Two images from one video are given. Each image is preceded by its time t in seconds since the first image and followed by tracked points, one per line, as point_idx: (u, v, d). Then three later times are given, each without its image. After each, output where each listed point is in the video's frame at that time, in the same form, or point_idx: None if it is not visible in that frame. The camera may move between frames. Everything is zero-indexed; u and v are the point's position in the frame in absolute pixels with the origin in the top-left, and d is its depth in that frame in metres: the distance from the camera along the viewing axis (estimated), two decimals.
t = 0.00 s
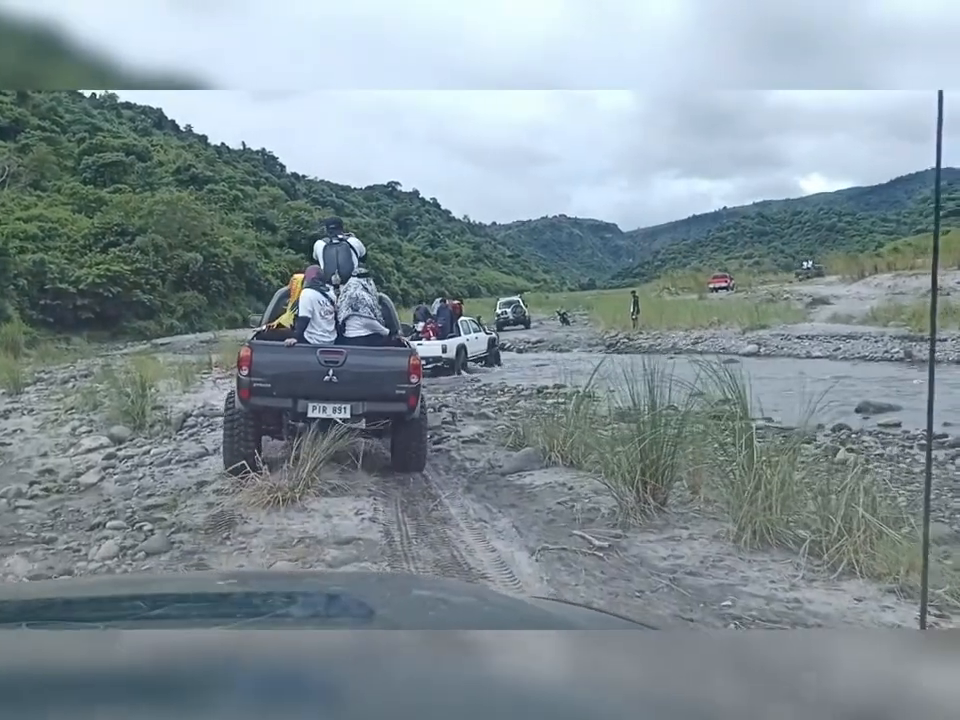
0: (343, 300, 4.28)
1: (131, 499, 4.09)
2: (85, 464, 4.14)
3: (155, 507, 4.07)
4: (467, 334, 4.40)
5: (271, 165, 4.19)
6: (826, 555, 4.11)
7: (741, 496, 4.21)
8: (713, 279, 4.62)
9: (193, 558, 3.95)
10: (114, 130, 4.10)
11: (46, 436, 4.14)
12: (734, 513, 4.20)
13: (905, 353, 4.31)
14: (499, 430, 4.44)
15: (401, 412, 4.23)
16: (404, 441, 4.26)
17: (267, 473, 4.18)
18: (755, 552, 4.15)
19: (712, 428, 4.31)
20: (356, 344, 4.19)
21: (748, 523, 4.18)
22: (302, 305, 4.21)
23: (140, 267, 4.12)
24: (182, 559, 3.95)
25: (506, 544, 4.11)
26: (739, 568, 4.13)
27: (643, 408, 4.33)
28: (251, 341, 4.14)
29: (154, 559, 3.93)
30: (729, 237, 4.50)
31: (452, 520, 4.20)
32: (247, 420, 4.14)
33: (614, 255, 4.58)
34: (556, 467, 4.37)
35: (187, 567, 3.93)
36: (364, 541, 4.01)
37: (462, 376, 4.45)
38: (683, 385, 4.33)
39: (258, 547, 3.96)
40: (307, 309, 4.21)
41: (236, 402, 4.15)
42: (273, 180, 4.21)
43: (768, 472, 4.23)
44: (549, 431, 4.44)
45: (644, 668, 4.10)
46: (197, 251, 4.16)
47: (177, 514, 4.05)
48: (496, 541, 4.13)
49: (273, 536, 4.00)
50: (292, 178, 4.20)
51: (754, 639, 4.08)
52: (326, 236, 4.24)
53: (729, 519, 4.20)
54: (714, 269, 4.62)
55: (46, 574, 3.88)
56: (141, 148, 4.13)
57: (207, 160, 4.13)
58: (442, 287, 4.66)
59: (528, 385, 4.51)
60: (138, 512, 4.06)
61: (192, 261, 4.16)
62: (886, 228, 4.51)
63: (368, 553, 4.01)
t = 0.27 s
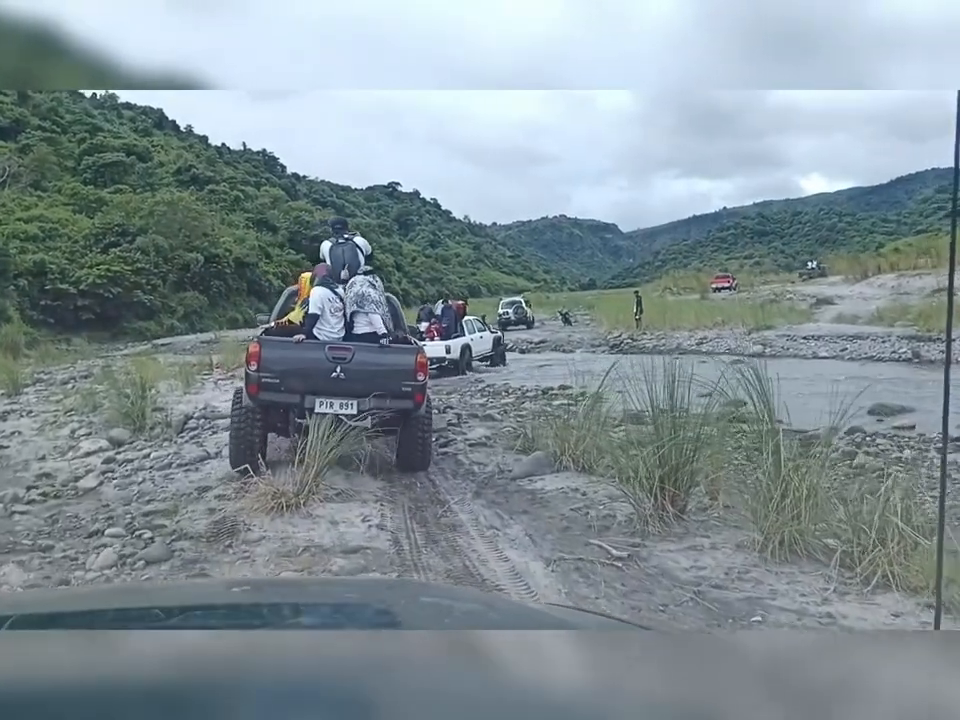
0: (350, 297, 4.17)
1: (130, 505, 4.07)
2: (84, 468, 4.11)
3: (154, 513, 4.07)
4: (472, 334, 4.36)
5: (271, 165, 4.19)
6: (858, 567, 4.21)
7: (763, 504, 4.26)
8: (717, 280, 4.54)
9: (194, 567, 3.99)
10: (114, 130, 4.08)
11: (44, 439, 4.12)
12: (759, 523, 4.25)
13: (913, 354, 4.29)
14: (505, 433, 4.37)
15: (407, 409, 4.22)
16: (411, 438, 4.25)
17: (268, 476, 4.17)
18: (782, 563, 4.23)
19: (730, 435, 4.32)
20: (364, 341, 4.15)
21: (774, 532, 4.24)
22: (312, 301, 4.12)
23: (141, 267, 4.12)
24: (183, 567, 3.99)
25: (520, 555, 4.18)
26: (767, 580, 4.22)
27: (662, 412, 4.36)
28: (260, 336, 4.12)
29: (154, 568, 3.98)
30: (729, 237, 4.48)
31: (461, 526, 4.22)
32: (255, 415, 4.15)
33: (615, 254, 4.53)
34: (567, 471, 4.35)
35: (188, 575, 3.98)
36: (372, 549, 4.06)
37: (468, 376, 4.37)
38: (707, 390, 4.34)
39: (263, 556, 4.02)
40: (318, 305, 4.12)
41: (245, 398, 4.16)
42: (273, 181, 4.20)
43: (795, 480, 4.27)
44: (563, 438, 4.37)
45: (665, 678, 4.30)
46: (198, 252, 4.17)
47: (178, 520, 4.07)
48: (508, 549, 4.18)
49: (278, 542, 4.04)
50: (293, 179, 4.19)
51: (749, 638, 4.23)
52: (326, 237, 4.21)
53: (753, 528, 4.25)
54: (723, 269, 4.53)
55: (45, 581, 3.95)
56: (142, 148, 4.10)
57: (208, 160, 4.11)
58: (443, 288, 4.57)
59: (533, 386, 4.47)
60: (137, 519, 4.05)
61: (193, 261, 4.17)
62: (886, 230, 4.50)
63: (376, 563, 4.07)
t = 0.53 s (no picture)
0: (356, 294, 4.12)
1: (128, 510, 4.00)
2: (81, 471, 4.05)
3: (153, 520, 3.98)
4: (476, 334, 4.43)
5: (270, 165, 4.19)
6: (893, 579, 3.99)
7: (790, 512, 4.08)
8: (717, 279, 4.58)
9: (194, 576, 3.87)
10: (113, 130, 4.07)
11: (40, 441, 4.06)
12: (786, 530, 4.07)
13: (920, 353, 4.28)
14: (511, 433, 4.37)
15: (412, 407, 4.16)
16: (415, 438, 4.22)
17: (270, 480, 4.11)
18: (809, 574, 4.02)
19: (753, 435, 4.17)
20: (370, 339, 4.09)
21: (800, 542, 4.05)
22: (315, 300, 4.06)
23: (140, 268, 4.08)
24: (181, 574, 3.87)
25: (534, 562, 4.03)
26: (796, 592, 4.00)
27: (682, 414, 4.22)
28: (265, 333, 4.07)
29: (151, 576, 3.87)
30: (729, 237, 4.48)
31: (471, 533, 4.10)
32: (258, 413, 4.11)
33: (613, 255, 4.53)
34: (579, 475, 4.30)
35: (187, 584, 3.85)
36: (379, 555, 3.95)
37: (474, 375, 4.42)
38: (729, 391, 4.19)
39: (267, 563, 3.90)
40: (322, 303, 4.06)
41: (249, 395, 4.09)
42: (273, 181, 4.20)
43: (825, 487, 4.09)
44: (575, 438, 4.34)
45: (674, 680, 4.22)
46: (198, 252, 4.13)
47: (176, 526, 3.98)
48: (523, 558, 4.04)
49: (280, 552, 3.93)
50: (292, 179, 4.20)
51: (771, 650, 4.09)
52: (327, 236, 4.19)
53: (779, 537, 4.07)
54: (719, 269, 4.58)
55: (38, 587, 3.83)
56: (141, 148, 4.09)
57: (207, 160, 4.09)
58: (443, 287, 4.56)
59: (538, 386, 4.44)
60: (135, 526, 3.97)
61: (193, 262, 4.13)
62: (886, 230, 4.55)
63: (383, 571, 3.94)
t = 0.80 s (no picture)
0: (362, 292, 4.23)
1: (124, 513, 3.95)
2: (76, 471, 4.02)
3: (148, 524, 3.92)
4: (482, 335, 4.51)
5: (270, 163, 4.13)
6: (927, 591, 3.84)
7: (817, 524, 3.94)
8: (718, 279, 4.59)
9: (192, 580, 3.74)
10: (112, 128, 4.00)
11: (36, 441, 4.03)
12: (811, 538, 3.94)
13: (925, 353, 4.38)
14: (516, 434, 4.43)
15: (413, 406, 4.17)
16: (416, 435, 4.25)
17: (270, 483, 4.10)
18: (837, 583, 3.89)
19: (771, 441, 4.09)
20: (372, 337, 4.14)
21: (826, 549, 3.92)
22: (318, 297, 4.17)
23: (139, 266, 4.02)
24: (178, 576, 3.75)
25: (545, 569, 3.87)
26: (825, 603, 3.85)
27: (701, 417, 4.13)
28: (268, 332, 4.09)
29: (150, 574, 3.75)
30: (729, 237, 4.44)
31: (478, 538, 3.97)
32: (261, 410, 4.15)
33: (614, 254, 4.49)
34: (589, 477, 4.30)
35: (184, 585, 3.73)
36: (385, 562, 3.77)
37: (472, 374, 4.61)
38: (748, 394, 4.14)
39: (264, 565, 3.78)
40: (324, 299, 4.16)
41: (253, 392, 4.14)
42: (273, 179, 4.16)
43: (852, 491, 3.96)
44: (586, 438, 4.36)
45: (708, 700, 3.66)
46: (197, 250, 4.08)
47: (173, 531, 3.90)
48: (534, 565, 3.88)
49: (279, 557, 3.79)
50: (291, 178, 4.13)
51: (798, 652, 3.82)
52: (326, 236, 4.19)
53: (803, 545, 3.94)
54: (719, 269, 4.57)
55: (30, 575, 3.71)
56: (140, 146, 4.07)
57: (207, 159, 4.06)
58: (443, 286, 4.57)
59: (540, 386, 4.57)
60: (131, 529, 3.91)
61: (192, 260, 4.08)
62: (886, 230, 4.50)
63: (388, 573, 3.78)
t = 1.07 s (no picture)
0: (364, 294, 4.18)
1: (120, 518, 3.93)
2: (70, 475, 3.99)
3: (143, 531, 3.89)
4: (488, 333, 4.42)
5: (271, 162, 4.12)
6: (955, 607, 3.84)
7: (838, 534, 3.96)
8: (723, 280, 4.54)
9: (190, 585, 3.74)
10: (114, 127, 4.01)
11: (33, 441, 4.01)
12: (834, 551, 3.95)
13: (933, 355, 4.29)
14: (520, 436, 4.38)
15: (414, 406, 4.17)
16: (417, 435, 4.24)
17: (268, 490, 4.05)
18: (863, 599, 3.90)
19: (789, 452, 4.10)
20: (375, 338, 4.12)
21: (849, 563, 3.94)
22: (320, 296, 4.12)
23: (139, 265, 4.02)
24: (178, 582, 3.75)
25: (555, 580, 3.86)
26: (849, 618, 3.85)
27: (713, 424, 4.15)
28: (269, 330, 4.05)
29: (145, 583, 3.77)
30: (730, 239, 4.41)
31: (484, 545, 3.97)
32: (261, 410, 4.11)
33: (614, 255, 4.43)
34: (596, 482, 4.28)
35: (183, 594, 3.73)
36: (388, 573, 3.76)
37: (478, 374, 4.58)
38: (765, 403, 4.13)
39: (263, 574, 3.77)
40: (325, 299, 4.11)
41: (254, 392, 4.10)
42: (273, 179, 4.15)
43: (876, 502, 3.99)
44: (592, 444, 4.34)
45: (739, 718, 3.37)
46: (197, 250, 4.07)
47: (168, 538, 3.87)
48: (540, 575, 3.86)
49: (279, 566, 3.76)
50: (292, 178, 4.13)
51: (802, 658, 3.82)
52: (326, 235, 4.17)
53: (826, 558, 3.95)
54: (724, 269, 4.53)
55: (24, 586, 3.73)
56: (141, 146, 4.05)
57: (208, 158, 4.04)
58: (443, 287, 4.52)
59: (544, 389, 4.49)
60: (124, 534, 3.89)
61: (193, 260, 4.08)
62: (887, 231, 4.49)
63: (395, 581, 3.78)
